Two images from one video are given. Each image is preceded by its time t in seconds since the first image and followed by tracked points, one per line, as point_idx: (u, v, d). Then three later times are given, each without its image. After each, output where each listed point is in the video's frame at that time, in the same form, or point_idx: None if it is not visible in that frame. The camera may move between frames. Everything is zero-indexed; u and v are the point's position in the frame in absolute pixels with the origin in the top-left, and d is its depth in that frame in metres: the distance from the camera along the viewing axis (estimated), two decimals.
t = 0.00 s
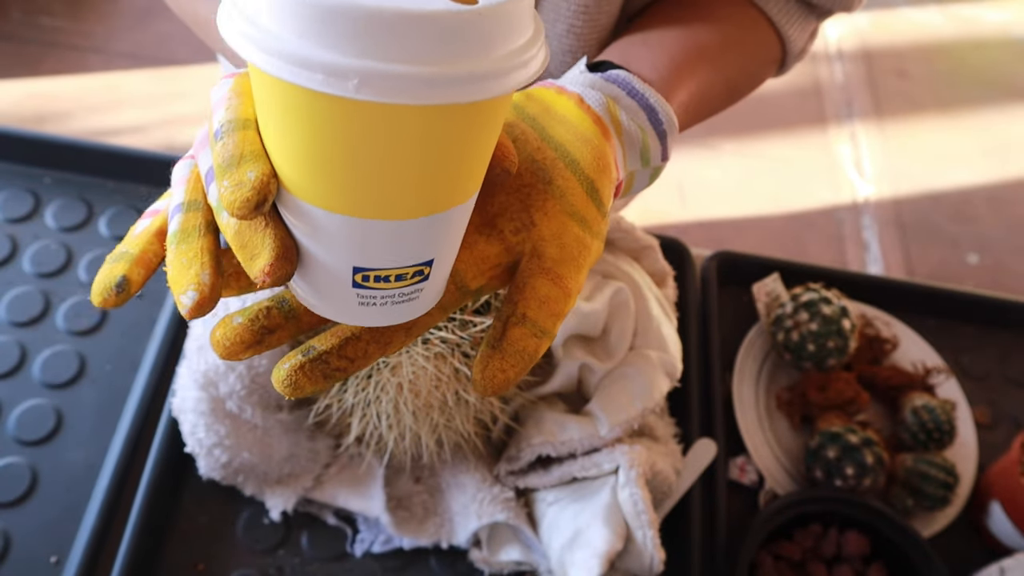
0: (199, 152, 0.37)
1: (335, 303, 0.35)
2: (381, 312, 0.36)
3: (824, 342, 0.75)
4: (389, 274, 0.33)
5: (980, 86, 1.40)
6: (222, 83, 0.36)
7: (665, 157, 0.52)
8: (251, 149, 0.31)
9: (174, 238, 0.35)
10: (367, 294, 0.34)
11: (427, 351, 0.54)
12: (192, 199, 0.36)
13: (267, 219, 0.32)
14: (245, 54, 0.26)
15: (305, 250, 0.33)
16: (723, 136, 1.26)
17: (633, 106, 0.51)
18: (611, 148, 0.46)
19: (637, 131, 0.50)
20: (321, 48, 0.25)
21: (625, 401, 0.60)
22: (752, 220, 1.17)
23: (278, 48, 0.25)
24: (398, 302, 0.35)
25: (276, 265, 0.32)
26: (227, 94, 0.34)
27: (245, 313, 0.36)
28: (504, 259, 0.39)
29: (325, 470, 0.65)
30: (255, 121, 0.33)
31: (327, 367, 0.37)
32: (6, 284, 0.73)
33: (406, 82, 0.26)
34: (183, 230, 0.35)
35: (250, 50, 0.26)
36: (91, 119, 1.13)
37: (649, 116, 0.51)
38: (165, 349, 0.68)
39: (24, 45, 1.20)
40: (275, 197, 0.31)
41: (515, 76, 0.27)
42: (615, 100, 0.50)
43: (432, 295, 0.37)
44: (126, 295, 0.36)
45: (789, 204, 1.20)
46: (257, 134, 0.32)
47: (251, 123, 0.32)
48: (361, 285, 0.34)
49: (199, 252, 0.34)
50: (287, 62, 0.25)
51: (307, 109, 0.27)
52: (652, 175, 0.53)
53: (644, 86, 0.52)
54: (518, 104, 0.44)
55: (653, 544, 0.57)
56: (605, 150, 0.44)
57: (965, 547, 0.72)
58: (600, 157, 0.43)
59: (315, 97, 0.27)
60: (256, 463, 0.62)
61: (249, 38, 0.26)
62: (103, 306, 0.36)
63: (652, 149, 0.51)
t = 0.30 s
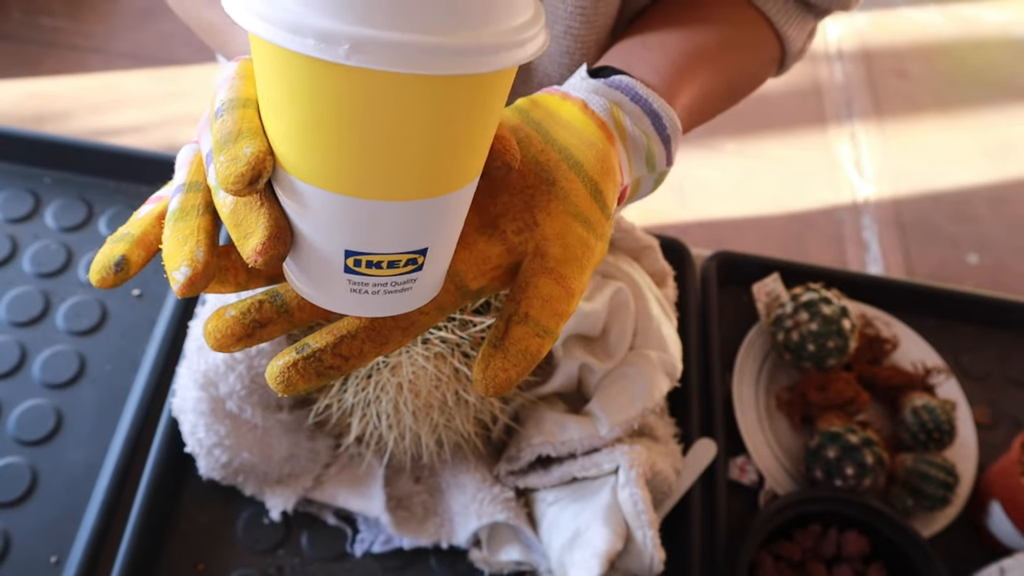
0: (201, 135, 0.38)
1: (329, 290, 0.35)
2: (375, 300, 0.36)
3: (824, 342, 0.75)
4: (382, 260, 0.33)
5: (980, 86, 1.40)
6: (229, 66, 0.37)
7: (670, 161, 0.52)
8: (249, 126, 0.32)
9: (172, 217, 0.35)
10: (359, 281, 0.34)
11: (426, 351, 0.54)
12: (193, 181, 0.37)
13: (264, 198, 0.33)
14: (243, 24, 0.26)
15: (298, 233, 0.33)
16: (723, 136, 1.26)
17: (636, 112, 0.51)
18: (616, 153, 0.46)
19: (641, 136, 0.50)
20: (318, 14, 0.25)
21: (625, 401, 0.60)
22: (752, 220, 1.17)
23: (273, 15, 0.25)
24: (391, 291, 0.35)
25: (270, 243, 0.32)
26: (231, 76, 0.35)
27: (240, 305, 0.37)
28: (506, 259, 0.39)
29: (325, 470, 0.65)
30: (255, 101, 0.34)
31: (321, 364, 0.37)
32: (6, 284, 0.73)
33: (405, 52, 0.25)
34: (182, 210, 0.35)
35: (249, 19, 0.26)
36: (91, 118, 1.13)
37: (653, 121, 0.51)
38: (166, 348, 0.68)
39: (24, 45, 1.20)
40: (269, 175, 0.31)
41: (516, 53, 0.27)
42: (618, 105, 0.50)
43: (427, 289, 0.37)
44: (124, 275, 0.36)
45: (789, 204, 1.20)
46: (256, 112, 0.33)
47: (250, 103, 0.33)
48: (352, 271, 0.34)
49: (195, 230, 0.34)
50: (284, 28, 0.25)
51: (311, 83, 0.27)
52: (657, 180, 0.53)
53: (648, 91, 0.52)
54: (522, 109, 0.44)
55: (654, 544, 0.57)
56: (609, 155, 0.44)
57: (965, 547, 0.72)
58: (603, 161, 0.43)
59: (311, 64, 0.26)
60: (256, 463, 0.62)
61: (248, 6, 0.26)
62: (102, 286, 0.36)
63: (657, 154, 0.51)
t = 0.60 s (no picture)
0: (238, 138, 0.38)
1: (361, 290, 0.35)
2: (405, 302, 0.36)
3: (824, 342, 0.75)
4: (415, 263, 0.33)
5: (980, 86, 1.40)
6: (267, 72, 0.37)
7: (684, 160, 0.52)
8: (291, 131, 0.32)
9: (210, 219, 0.35)
10: (390, 282, 0.35)
11: (427, 351, 0.54)
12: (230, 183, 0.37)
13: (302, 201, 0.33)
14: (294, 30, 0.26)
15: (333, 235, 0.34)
16: (723, 136, 1.26)
17: (650, 114, 0.51)
18: (631, 155, 0.46)
19: (655, 137, 0.49)
20: (369, 24, 0.25)
21: (625, 401, 0.60)
22: (752, 220, 1.17)
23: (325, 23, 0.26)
24: (421, 293, 0.35)
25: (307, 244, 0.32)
26: (271, 81, 0.35)
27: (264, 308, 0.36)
28: (527, 259, 0.39)
29: (325, 471, 0.65)
30: (295, 106, 0.33)
31: (349, 360, 0.36)
32: (6, 284, 0.73)
33: (453, 63, 0.26)
34: (220, 211, 0.35)
35: (300, 26, 0.26)
36: (91, 118, 1.13)
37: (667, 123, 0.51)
38: (166, 348, 0.68)
39: (24, 45, 1.21)
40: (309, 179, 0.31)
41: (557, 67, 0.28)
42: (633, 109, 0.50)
43: (455, 291, 0.37)
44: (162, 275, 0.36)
45: (789, 204, 1.20)
46: (297, 117, 0.33)
47: (291, 108, 0.33)
48: (385, 272, 0.34)
49: (235, 232, 0.34)
50: (334, 37, 0.26)
51: (356, 90, 0.27)
52: (672, 179, 0.52)
53: (662, 95, 0.52)
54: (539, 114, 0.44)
55: (653, 544, 0.57)
56: (625, 156, 0.45)
57: (965, 547, 0.72)
58: (620, 163, 0.44)
59: (358, 72, 0.27)
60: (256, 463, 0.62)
61: (300, 13, 0.26)
62: (141, 286, 0.36)
63: (672, 155, 0.51)
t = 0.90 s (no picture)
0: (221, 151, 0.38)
1: (348, 301, 0.36)
2: (392, 313, 0.36)
3: (824, 342, 0.75)
4: (401, 274, 0.34)
5: (980, 86, 1.40)
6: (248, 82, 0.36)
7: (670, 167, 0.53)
8: (274, 145, 0.32)
9: (197, 233, 0.35)
10: (378, 293, 0.35)
11: (427, 351, 0.54)
12: (215, 196, 0.37)
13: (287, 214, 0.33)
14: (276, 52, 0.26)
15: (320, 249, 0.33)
16: (723, 136, 1.26)
17: (637, 119, 0.51)
18: (619, 159, 0.46)
19: (641, 140, 0.50)
20: (350, 43, 0.25)
21: (625, 401, 0.60)
22: (752, 220, 1.17)
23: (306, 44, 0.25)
24: (409, 303, 0.36)
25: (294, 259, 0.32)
26: (253, 93, 0.35)
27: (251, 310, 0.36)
28: (512, 262, 0.39)
29: (325, 471, 0.65)
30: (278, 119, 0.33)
31: (332, 358, 0.37)
32: (7, 284, 0.73)
33: (432, 81, 0.26)
34: (206, 226, 0.35)
35: (280, 44, 0.26)
36: (90, 118, 1.13)
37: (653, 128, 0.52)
38: (166, 348, 0.68)
39: (23, 45, 1.21)
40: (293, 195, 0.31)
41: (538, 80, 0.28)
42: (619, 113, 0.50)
43: (441, 300, 0.37)
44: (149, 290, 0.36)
45: (788, 204, 1.20)
46: (280, 131, 0.33)
47: (273, 121, 0.33)
48: (372, 284, 0.34)
49: (222, 246, 0.34)
50: (314, 55, 0.26)
51: (337, 108, 0.27)
52: (658, 185, 0.53)
53: (648, 98, 0.53)
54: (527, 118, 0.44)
55: (654, 544, 0.57)
56: (613, 160, 0.45)
57: (965, 547, 0.72)
58: (608, 167, 0.44)
59: (340, 92, 0.27)
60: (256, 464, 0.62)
61: (281, 33, 0.26)
62: (128, 301, 0.36)
63: (658, 159, 0.51)
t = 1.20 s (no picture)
0: (220, 181, 0.38)
1: (347, 330, 0.36)
2: (392, 341, 0.37)
3: (824, 342, 0.75)
4: (400, 305, 0.34)
5: (980, 86, 1.40)
6: (245, 114, 0.36)
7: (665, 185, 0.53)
8: (271, 182, 0.32)
9: (198, 264, 0.35)
10: (377, 323, 0.35)
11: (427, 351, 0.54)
12: (216, 227, 0.37)
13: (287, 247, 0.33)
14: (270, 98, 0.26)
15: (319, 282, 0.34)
16: (723, 137, 1.26)
17: (636, 137, 0.51)
18: (617, 178, 0.46)
19: (637, 158, 0.50)
20: (343, 92, 0.25)
21: (625, 401, 0.60)
22: (752, 220, 1.17)
23: (300, 93, 0.25)
24: (408, 331, 0.36)
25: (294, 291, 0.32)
26: (249, 127, 0.35)
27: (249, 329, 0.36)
28: (511, 283, 0.39)
29: (325, 470, 0.65)
30: (276, 154, 0.33)
31: (329, 379, 0.37)
32: (6, 284, 0.73)
33: (427, 129, 0.25)
34: (208, 257, 0.35)
35: (274, 91, 0.26)
36: (90, 118, 1.13)
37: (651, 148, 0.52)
38: (166, 348, 0.68)
39: (23, 44, 1.21)
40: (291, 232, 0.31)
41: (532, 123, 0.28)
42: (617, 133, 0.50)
43: (439, 326, 0.38)
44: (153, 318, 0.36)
45: (788, 204, 1.20)
46: (277, 166, 0.33)
47: (271, 156, 0.33)
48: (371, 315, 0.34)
49: (223, 278, 0.34)
50: (309, 103, 0.25)
51: (331, 153, 0.27)
52: (655, 203, 0.53)
53: (647, 117, 0.53)
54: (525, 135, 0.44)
55: (654, 544, 0.57)
56: (611, 181, 0.44)
57: (966, 547, 0.72)
58: (606, 188, 0.43)
59: (334, 139, 0.27)
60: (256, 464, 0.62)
61: (274, 81, 0.26)
62: (133, 329, 0.36)
63: (655, 177, 0.51)
